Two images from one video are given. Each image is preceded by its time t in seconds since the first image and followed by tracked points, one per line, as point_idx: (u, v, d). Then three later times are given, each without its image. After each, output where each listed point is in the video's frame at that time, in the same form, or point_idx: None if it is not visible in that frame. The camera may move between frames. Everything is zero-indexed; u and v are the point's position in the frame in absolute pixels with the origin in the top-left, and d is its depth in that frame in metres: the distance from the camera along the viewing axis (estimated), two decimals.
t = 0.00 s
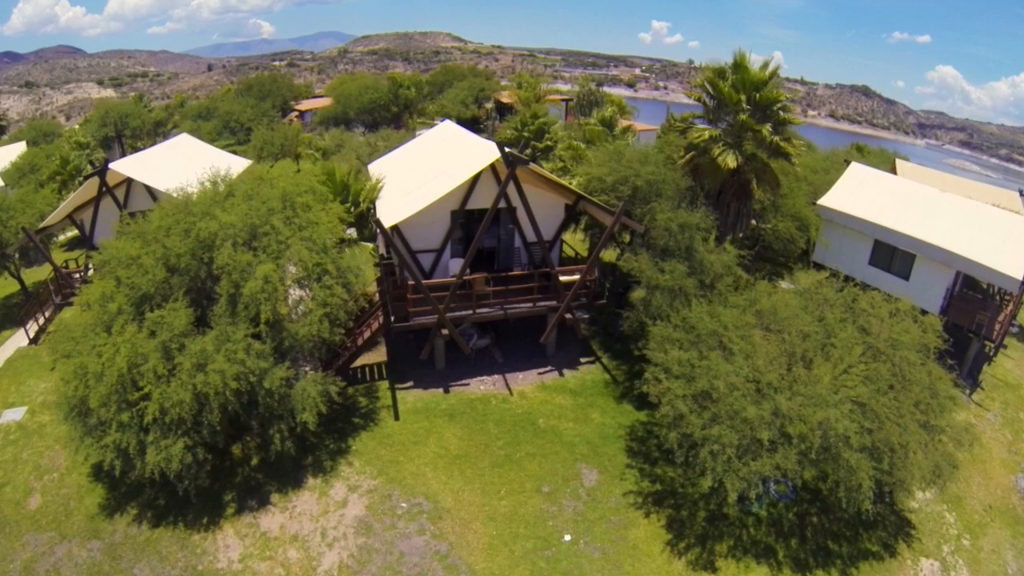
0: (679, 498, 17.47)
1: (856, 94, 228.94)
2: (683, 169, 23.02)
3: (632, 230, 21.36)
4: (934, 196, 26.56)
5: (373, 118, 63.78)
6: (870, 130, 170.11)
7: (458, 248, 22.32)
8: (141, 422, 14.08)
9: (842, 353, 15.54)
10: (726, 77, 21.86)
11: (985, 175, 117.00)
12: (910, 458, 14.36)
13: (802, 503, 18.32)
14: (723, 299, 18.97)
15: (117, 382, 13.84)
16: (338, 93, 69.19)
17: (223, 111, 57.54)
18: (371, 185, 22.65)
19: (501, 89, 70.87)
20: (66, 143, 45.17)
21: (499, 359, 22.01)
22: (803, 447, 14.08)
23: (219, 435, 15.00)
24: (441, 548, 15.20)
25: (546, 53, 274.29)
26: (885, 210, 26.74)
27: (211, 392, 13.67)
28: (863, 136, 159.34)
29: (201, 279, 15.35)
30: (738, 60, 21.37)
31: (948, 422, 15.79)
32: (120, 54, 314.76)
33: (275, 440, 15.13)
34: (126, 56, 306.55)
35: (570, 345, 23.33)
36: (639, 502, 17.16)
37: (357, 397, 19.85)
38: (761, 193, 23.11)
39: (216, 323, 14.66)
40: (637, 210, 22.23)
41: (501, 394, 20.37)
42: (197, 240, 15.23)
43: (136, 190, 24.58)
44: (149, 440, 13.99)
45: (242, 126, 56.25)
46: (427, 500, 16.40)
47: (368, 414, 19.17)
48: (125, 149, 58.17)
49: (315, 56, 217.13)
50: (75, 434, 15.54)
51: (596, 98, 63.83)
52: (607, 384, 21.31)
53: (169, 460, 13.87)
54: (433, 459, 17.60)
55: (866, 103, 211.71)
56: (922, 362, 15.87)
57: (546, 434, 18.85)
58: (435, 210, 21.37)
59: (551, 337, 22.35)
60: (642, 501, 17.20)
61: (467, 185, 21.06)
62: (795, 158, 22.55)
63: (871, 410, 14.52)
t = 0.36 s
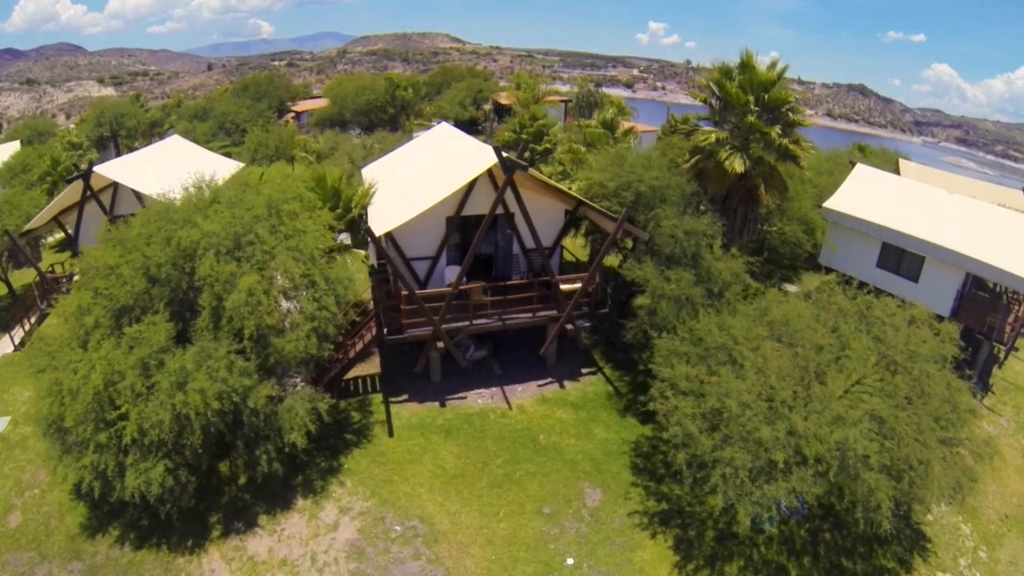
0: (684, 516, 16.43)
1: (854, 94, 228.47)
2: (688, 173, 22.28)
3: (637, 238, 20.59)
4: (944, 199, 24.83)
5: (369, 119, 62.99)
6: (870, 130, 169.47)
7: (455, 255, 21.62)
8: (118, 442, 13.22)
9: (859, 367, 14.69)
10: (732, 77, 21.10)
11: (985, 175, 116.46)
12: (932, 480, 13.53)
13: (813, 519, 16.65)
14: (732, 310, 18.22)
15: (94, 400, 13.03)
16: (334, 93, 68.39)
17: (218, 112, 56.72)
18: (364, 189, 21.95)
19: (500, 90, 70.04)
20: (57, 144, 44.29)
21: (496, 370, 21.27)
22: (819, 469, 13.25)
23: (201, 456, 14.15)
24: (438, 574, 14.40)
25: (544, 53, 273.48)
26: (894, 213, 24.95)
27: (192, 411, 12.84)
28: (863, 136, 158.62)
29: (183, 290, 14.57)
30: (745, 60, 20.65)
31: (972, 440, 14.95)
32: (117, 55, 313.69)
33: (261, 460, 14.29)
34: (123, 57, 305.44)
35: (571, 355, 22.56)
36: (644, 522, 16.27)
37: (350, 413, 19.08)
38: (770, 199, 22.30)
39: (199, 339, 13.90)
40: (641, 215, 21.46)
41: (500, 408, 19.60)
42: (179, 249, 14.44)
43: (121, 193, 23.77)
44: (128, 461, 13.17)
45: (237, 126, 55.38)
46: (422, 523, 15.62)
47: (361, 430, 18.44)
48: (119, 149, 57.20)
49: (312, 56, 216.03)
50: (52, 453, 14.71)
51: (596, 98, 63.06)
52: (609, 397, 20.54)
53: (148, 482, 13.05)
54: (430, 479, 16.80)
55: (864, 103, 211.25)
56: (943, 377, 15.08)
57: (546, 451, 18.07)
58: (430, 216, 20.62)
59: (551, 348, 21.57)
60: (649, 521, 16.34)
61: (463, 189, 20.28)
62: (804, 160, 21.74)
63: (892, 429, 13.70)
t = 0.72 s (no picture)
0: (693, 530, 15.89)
1: (857, 86, 226.88)
2: (698, 169, 21.49)
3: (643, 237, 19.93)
4: (959, 201, 24.12)
5: (365, 114, 62.20)
6: (873, 123, 168.15)
7: (453, 255, 20.95)
8: (100, 462, 12.68)
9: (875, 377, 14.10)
10: (745, 70, 20.46)
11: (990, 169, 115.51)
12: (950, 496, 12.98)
13: (821, 533, 15.98)
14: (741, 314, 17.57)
15: (73, 419, 12.50)
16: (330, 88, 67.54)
17: (211, 108, 56.00)
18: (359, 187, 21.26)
19: (499, 83, 69.18)
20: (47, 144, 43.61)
21: (497, 374, 20.64)
22: (832, 485, 12.71)
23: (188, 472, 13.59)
24: None
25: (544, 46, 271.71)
26: (906, 212, 24.26)
27: (176, 428, 12.30)
28: (866, 129, 157.40)
29: (165, 301, 13.99)
30: (760, 53, 19.99)
31: (991, 452, 14.34)
32: (115, 49, 312.18)
33: (251, 475, 13.73)
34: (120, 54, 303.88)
35: (574, 358, 21.96)
36: (649, 536, 15.67)
37: (345, 421, 18.53)
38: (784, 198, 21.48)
39: (181, 351, 13.38)
40: (648, 215, 20.77)
41: (500, 414, 19.02)
42: (159, 258, 13.87)
43: (106, 197, 23.11)
44: (111, 481, 12.63)
45: (231, 123, 54.61)
46: (418, 537, 15.06)
47: (355, 438, 17.88)
48: (111, 149, 56.53)
49: (310, 50, 214.66)
50: (33, 472, 14.19)
51: (597, 91, 62.23)
52: (613, 403, 19.94)
53: (132, 502, 12.52)
54: (426, 491, 16.26)
55: (867, 96, 209.74)
56: (960, 387, 14.49)
57: (548, 461, 17.50)
58: (427, 215, 19.97)
59: (554, 350, 20.95)
60: (654, 536, 15.77)
61: (461, 187, 19.60)
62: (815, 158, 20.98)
63: (909, 445, 13.16)
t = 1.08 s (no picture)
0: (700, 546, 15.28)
1: (857, 76, 225.40)
2: (707, 164, 20.65)
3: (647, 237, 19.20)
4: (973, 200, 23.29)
5: (359, 104, 61.07)
6: (874, 113, 166.95)
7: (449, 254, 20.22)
8: (77, 486, 12.05)
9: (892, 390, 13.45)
10: (756, 61, 19.68)
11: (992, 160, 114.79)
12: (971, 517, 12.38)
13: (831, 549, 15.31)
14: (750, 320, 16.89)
15: (49, 442, 11.86)
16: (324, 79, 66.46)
17: (202, 101, 54.99)
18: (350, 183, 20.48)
19: (497, 72, 68.12)
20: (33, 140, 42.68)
21: (495, 379, 20.02)
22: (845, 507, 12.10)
23: (171, 492, 12.97)
24: None
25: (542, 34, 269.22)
26: (917, 210, 23.50)
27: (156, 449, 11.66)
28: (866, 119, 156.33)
29: (145, 313, 13.29)
30: (773, 43, 19.17)
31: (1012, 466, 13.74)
32: (108, 38, 308.88)
33: (238, 494, 13.11)
34: (113, 45, 300.59)
35: (574, 361, 21.31)
36: (653, 553, 15.06)
37: (337, 431, 17.89)
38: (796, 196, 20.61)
39: (160, 366, 12.73)
40: (653, 212, 20.01)
41: (498, 422, 18.39)
42: (135, 267, 13.15)
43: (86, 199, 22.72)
44: (90, 506, 12.01)
45: (222, 116, 53.65)
46: (413, 555, 14.47)
47: (347, 449, 17.26)
48: (101, 143, 55.57)
49: (305, 39, 212.37)
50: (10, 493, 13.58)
51: (596, 81, 61.31)
52: (614, 409, 19.31)
53: (112, 528, 11.91)
54: (423, 505, 15.66)
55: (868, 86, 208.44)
56: (979, 402, 13.87)
57: (548, 473, 16.89)
58: (421, 212, 19.20)
59: (553, 354, 20.29)
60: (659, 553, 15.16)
61: (455, 183, 18.81)
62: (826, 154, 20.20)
63: (926, 465, 12.57)
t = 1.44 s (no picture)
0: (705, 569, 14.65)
1: (858, 71, 224.40)
2: (715, 166, 20.01)
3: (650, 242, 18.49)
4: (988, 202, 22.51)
5: (356, 99, 60.21)
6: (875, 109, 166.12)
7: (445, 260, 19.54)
8: (52, 514, 11.43)
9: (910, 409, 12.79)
10: (769, 58, 18.84)
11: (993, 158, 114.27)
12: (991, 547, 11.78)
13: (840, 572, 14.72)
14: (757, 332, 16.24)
15: (22, 469, 11.24)
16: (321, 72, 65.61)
17: (195, 95, 54.11)
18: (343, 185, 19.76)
19: (496, 66, 67.24)
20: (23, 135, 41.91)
21: (492, 390, 19.39)
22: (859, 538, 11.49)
23: (153, 517, 12.34)
24: None
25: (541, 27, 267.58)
26: (929, 213, 22.79)
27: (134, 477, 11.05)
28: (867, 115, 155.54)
29: (122, 329, 12.63)
30: (787, 40, 18.35)
31: None
32: (105, 29, 306.56)
33: (223, 519, 12.49)
34: (108, 37, 298.59)
35: (574, 370, 20.69)
36: None
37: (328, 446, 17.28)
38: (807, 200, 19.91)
39: (139, 387, 12.10)
40: (658, 217, 19.30)
41: (495, 436, 17.77)
42: (111, 280, 12.48)
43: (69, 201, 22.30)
44: (67, 536, 11.38)
45: (217, 111, 52.81)
46: None
47: (338, 465, 16.66)
48: (93, 138, 54.74)
49: (302, 31, 210.76)
50: None
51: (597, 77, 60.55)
52: (615, 422, 18.69)
53: (89, 558, 11.30)
54: (418, 526, 15.06)
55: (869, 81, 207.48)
56: (1000, 424, 13.24)
57: (548, 490, 16.28)
58: (416, 216, 18.47)
59: (552, 364, 19.65)
60: None
61: (452, 186, 18.07)
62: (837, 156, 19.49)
63: (945, 493, 11.94)
